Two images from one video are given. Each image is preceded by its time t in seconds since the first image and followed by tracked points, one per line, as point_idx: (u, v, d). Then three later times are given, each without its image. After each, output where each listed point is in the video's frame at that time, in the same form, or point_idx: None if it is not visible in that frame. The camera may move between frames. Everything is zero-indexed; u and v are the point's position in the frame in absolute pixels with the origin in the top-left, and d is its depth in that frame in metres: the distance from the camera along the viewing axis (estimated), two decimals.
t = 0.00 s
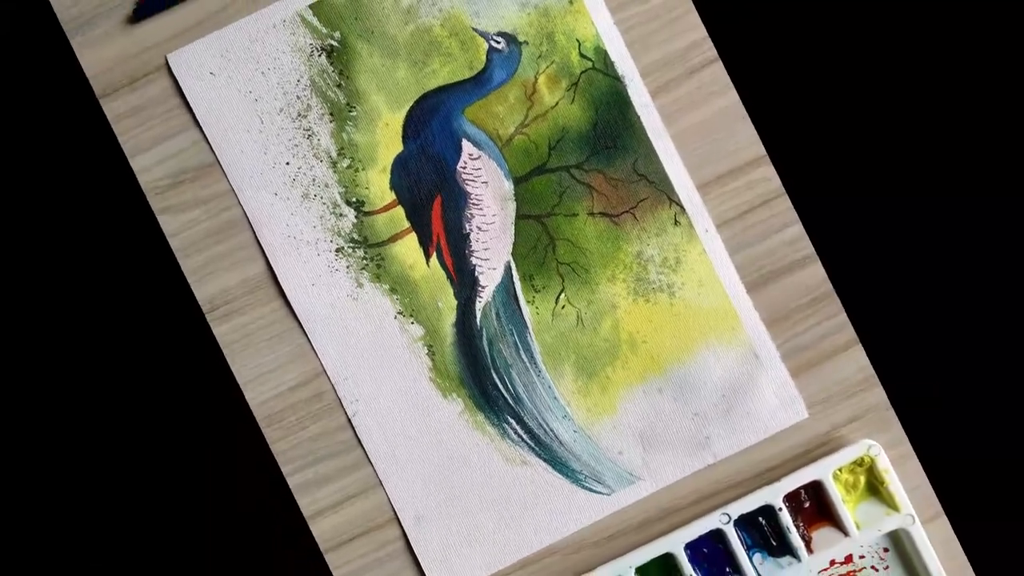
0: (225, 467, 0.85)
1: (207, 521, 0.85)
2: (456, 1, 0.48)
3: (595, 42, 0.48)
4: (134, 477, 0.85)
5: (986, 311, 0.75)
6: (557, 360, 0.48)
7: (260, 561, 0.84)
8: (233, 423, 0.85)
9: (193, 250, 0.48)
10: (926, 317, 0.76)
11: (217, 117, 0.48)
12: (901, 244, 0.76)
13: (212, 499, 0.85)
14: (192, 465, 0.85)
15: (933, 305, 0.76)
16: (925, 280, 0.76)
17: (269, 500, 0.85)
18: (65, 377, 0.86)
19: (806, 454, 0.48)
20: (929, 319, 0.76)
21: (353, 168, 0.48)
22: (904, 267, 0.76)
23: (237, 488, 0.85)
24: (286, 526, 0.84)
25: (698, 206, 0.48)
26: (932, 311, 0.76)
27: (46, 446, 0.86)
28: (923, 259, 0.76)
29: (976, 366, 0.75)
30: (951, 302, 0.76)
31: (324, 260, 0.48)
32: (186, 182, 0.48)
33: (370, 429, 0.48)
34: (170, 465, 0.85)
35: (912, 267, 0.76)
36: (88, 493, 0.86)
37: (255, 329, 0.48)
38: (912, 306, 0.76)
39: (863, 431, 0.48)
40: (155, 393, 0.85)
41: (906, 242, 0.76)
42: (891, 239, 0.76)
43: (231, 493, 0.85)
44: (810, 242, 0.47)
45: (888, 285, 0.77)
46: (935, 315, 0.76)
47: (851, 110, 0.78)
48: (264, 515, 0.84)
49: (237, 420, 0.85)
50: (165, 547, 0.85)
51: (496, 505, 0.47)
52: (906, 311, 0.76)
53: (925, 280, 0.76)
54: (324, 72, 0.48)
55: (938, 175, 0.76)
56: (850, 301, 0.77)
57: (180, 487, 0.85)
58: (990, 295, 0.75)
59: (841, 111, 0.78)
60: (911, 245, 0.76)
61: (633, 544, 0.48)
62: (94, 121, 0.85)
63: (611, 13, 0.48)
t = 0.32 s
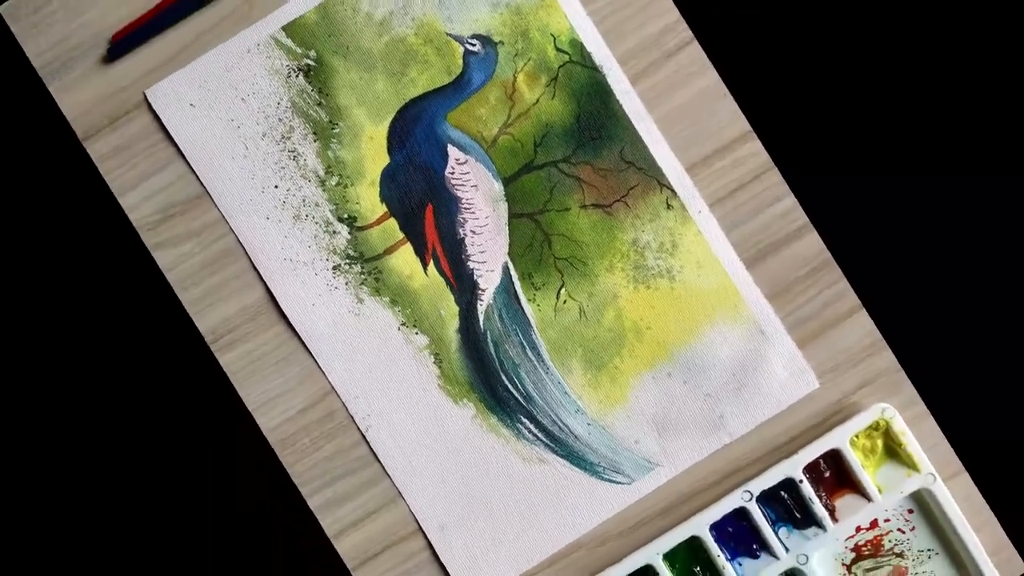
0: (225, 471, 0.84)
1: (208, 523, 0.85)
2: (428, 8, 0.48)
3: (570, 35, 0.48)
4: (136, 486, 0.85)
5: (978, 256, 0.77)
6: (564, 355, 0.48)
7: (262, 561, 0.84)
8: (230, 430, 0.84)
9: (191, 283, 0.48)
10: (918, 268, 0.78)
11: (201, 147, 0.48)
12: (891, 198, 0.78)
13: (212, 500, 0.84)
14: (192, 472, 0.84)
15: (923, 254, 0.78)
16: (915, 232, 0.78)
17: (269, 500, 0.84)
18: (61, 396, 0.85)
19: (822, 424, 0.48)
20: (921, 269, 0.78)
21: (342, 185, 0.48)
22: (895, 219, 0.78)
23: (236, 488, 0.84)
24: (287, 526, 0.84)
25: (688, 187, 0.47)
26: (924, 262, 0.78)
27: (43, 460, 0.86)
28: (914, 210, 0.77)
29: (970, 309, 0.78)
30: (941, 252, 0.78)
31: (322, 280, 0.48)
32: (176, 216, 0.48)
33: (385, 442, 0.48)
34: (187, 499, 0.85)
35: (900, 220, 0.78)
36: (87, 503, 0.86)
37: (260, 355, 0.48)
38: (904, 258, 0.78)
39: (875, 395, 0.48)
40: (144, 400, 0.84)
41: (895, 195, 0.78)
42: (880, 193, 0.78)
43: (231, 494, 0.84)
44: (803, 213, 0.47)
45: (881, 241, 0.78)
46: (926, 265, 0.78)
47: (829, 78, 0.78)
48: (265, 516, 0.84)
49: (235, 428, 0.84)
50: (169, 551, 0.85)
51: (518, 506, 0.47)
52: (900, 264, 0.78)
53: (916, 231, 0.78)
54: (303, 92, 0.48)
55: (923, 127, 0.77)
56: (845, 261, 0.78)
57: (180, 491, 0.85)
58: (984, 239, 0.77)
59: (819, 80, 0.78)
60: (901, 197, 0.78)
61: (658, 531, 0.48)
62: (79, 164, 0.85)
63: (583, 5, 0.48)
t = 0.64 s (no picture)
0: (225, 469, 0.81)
1: (207, 521, 0.81)
2: (400, 18, 0.48)
3: (544, 30, 0.48)
4: (133, 490, 0.82)
5: (975, 212, 0.76)
6: (571, 350, 0.48)
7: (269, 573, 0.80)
8: (227, 438, 0.82)
9: (192, 316, 0.48)
10: (912, 232, 0.76)
11: (189, 179, 0.48)
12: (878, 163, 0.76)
13: (212, 496, 0.81)
14: (193, 470, 0.82)
15: (917, 216, 0.76)
16: (907, 196, 0.76)
17: (269, 499, 0.81)
18: (49, 423, 0.82)
19: (834, 392, 0.48)
20: (915, 232, 0.76)
21: (333, 203, 0.48)
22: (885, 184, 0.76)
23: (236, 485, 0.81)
24: (288, 526, 0.81)
25: (677, 170, 0.47)
26: (918, 225, 0.76)
27: (38, 483, 0.82)
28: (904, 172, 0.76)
29: (967, 267, 0.76)
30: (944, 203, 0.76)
31: (322, 299, 0.48)
32: (170, 250, 0.48)
33: (401, 455, 0.48)
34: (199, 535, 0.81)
35: (892, 185, 0.76)
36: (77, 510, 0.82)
37: (269, 381, 0.48)
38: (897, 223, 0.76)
39: (884, 358, 0.48)
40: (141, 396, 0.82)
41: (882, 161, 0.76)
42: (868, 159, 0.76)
43: (230, 505, 0.81)
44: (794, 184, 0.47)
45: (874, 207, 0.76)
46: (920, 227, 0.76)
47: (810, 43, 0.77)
48: (264, 516, 0.81)
49: (236, 429, 0.81)
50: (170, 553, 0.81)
51: (540, 503, 0.48)
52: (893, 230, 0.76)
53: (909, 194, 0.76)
54: (285, 114, 0.48)
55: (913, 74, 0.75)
56: (840, 229, 0.76)
57: (181, 489, 0.82)
58: (979, 195, 0.75)
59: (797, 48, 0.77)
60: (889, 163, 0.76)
61: (682, 515, 0.48)
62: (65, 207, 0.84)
63: None
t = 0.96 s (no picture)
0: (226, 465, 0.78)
1: (208, 520, 0.78)
2: (373, 30, 0.48)
3: (518, 28, 0.48)
4: (133, 492, 0.78)
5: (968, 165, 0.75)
6: (577, 343, 0.48)
7: None
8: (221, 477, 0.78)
9: (197, 347, 0.48)
10: (914, 202, 0.69)
11: (180, 212, 0.48)
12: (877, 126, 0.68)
13: (212, 493, 0.77)
14: (192, 466, 0.78)
15: (920, 183, 0.69)
16: (908, 162, 0.69)
17: (269, 499, 0.77)
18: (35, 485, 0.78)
19: (844, 359, 0.48)
20: (917, 201, 0.69)
21: (326, 221, 0.48)
22: (881, 151, 0.69)
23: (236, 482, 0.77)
24: (288, 525, 0.77)
25: (664, 154, 0.47)
26: (921, 194, 0.69)
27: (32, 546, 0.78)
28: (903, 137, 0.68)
29: (975, 236, 0.69)
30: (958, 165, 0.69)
31: (324, 317, 0.48)
32: (168, 284, 0.48)
33: (418, 465, 0.48)
34: None
35: (892, 149, 0.69)
36: (74, 517, 0.78)
37: (279, 404, 0.48)
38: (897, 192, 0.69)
39: (890, 321, 0.48)
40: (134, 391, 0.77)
41: (879, 112, 0.68)
42: (860, 101, 0.69)
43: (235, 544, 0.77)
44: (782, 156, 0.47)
45: (870, 176, 0.69)
46: (924, 195, 0.69)
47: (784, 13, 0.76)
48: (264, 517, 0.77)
49: (238, 444, 0.77)
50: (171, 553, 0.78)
51: (561, 499, 0.48)
52: (894, 200, 0.69)
53: (908, 160, 0.69)
54: (269, 137, 0.48)
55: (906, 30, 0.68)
56: (835, 199, 0.69)
57: (181, 485, 0.78)
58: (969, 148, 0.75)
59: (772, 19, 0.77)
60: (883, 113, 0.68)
61: (704, 496, 0.48)
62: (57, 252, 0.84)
63: None
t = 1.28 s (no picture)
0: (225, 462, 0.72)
1: (208, 520, 0.72)
2: (348, 45, 0.48)
3: (492, 29, 0.48)
4: (124, 540, 0.72)
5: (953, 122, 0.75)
6: (582, 336, 0.48)
7: None
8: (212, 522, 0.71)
9: (204, 378, 0.47)
10: (911, 166, 0.65)
11: (174, 245, 0.48)
12: (861, 97, 0.65)
13: (211, 490, 0.71)
14: (189, 465, 0.71)
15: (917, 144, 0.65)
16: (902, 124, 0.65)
17: (269, 499, 0.71)
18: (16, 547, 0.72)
19: (850, 326, 0.48)
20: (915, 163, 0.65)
21: (320, 240, 0.48)
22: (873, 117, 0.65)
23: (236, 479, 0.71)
24: (288, 526, 0.71)
25: (649, 138, 0.48)
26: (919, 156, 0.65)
27: None
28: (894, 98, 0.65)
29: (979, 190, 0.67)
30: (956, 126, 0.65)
31: (328, 336, 0.47)
32: (170, 319, 0.48)
33: (437, 474, 0.47)
34: None
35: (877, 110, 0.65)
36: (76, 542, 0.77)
37: (292, 427, 0.47)
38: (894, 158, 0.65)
39: (891, 283, 0.48)
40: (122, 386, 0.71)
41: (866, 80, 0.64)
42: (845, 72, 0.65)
43: None
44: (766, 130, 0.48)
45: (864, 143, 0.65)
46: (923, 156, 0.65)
47: None
48: (266, 517, 0.71)
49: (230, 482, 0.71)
50: (171, 560, 0.71)
51: (582, 492, 0.48)
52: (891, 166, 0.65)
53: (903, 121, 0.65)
54: (255, 162, 0.48)
55: None
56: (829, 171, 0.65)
57: (178, 480, 0.71)
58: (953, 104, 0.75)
59: None
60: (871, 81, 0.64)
61: (724, 475, 0.48)
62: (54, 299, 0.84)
63: None
